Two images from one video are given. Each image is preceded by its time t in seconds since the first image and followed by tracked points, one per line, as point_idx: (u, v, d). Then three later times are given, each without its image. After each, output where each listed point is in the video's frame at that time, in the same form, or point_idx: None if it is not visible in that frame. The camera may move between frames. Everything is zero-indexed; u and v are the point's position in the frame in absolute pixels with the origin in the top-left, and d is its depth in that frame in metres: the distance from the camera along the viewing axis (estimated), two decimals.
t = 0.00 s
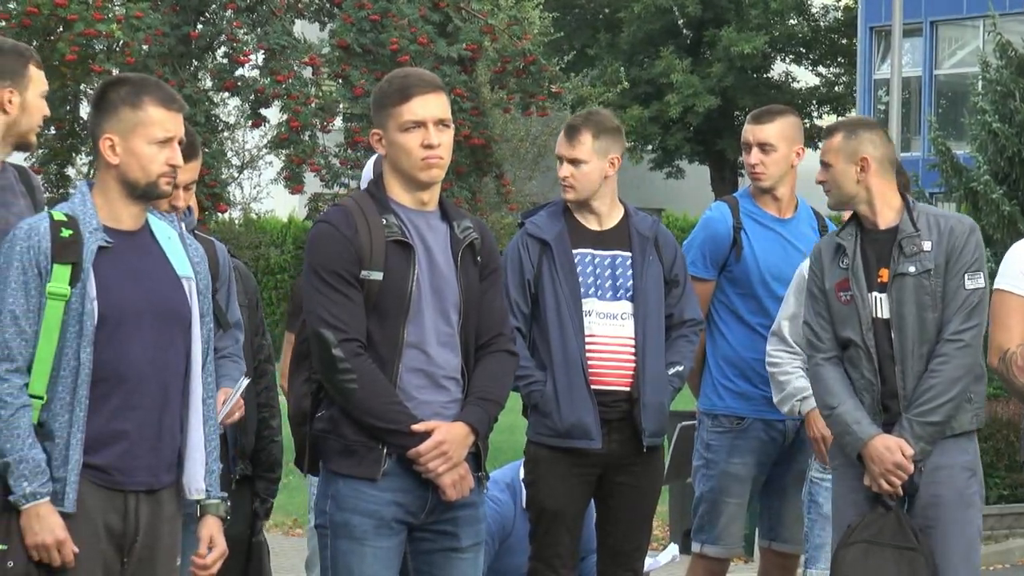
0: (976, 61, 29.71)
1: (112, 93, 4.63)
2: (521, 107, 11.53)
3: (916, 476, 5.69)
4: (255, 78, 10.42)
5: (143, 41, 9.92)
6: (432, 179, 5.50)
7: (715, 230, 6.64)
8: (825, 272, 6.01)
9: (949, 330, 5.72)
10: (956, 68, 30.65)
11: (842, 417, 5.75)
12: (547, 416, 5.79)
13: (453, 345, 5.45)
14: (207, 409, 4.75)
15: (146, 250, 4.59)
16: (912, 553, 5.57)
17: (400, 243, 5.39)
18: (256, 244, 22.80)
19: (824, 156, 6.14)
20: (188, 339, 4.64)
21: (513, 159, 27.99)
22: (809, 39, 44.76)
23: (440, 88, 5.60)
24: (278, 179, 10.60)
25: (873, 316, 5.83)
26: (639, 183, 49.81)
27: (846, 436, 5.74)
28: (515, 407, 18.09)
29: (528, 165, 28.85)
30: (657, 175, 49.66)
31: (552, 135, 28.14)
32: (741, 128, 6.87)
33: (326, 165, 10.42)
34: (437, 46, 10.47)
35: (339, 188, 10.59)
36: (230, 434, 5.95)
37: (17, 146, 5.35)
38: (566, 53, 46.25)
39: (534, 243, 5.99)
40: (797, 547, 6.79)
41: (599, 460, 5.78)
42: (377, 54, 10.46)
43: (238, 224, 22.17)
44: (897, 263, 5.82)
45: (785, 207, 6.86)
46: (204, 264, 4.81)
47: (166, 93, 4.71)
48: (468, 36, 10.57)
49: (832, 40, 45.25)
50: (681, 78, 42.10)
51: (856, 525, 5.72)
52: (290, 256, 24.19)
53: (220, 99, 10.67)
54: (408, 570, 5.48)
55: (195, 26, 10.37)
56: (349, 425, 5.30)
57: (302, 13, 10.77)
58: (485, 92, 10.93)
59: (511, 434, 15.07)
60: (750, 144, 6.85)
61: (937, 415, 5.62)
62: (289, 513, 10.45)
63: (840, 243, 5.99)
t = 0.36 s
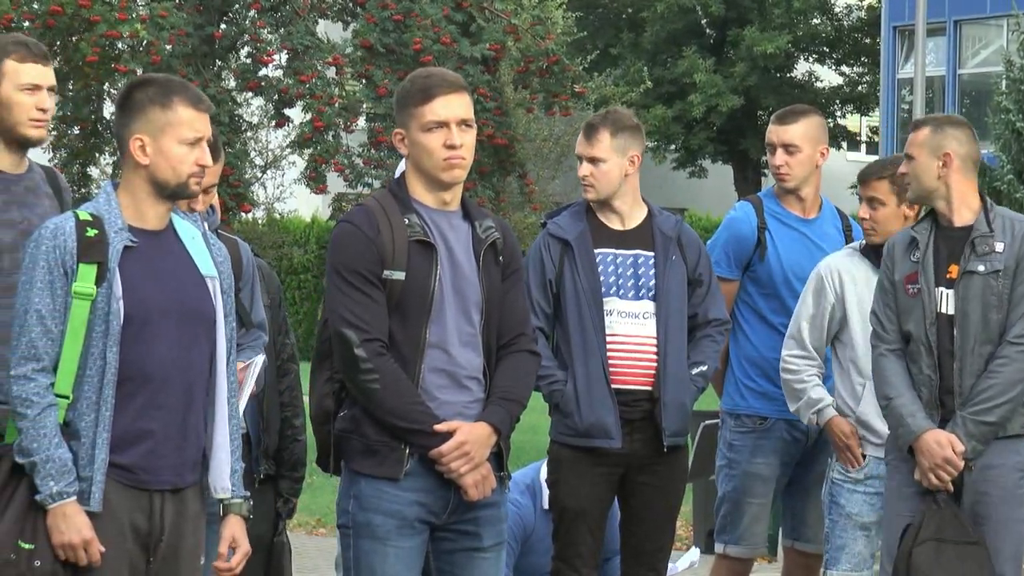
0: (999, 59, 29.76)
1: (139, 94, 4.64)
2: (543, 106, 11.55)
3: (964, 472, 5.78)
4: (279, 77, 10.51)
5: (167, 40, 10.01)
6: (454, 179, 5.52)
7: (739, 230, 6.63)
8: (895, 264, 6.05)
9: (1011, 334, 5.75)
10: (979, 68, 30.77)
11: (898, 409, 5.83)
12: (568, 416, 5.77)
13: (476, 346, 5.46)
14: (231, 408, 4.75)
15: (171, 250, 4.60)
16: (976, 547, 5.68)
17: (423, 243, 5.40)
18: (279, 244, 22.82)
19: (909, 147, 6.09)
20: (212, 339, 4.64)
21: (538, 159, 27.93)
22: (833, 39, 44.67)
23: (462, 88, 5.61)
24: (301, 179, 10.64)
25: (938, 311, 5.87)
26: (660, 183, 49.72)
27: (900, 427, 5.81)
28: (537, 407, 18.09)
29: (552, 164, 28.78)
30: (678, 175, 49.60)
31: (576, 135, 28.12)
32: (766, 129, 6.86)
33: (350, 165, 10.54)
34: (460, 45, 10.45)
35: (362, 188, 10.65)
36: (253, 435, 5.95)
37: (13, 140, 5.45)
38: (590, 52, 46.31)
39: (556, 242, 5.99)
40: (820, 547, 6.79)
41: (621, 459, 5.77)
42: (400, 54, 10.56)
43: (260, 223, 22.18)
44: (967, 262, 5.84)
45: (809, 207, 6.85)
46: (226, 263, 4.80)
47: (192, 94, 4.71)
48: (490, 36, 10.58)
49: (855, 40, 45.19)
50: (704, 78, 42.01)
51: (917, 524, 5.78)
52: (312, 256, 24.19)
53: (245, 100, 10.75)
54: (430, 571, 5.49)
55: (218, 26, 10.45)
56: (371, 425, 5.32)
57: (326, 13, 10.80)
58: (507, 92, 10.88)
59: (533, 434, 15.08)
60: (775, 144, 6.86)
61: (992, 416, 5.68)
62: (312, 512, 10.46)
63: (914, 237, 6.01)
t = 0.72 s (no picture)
0: None
1: (180, 98, 4.66)
2: (571, 107, 11.43)
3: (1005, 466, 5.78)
4: (306, 77, 10.50)
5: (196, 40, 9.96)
6: (479, 179, 5.65)
7: (766, 229, 6.65)
8: (946, 258, 6.08)
9: None
10: (1007, 67, 31.53)
11: (941, 400, 5.86)
12: (596, 416, 5.77)
13: (500, 345, 5.61)
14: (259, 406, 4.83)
15: (197, 249, 4.62)
16: (1017, 542, 5.70)
17: (447, 243, 5.55)
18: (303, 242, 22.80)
19: (969, 145, 6.14)
20: (240, 336, 4.69)
21: (564, 159, 27.86)
22: (860, 38, 44.59)
23: (487, 88, 5.73)
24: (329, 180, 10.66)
25: (986, 304, 5.88)
26: (690, 182, 49.58)
27: (941, 419, 5.84)
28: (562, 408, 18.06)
29: (578, 164, 28.70)
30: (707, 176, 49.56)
31: (603, 134, 28.01)
32: (793, 128, 6.89)
33: (377, 165, 10.50)
34: (488, 45, 10.52)
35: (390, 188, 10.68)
36: (281, 434, 5.99)
37: (35, 138, 5.45)
38: (617, 51, 46.22)
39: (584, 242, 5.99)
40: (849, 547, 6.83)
41: (650, 459, 5.77)
42: (428, 53, 10.58)
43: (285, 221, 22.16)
44: (1019, 257, 5.84)
45: (837, 206, 6.87)
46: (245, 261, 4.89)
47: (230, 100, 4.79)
48: (518, 35, 10.59)
49: (883, 39, 44.98)
50: (730, 78, 41.90)
51: (955, 517, 5.82)
52: (339, 256, 24.17)
53: (272, 100, 10.80)
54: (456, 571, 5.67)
55: (246, 25, 10.55)
56: (397, 425, 5.48)
57: (352, 13, 10.99)
58: (534, 92, 10.92)
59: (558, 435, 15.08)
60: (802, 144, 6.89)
61: None
62: (338, 512, 10.47)
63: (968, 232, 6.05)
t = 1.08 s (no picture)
0: None
1: (217, 99, 4.69)
2: (599, 105, 11.47)
3: None
4: (335, 77, 10.66)
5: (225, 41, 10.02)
6: (507, 179, 5.64)
7: (795, 228, 6.68)
8: (980, 254, 6.07)
9: None
10: None
11: (971, 396, 5.84)
12: (626, 416, 5.78)
13: (529, 345, 5.62)
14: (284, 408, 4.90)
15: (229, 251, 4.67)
16: None
17: (476, 242, 5.55)
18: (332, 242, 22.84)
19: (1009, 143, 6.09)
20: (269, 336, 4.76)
21: (594, 159, 27.83)
22: (889, 37, 44.47)
23: (515, 88, 5.72)
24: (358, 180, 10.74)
25: (1018, 301, 5.86)
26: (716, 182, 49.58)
27: (971, 415, 5.82)
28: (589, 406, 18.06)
29: (608, 164, 28.63)
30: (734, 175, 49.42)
31: (631, 135, 27.97)
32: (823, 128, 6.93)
33: (406, 165, 10.65)
34: (516, 45, 10.55)
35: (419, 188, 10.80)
36: (315, 433, 6.12)
37: (69, 138, 5.48)
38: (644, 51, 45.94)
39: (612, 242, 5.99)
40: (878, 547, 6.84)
41: (681, 460, 5.77)
42: (457, 53, 10.64)
43: (314, 221, 22.21)
44: None
45: (866, 206, 6.88)
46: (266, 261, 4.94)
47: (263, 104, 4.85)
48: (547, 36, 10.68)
49: (912, 38, 44.83)
50: (760, 77, 42.12)
51: (977, 515, 5.78)
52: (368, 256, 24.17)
53: (301, 99, 10.89)
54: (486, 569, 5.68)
55: (275, 27, 10.61)
56: (426, 424, 5.49)
57: (382, 12, 11.09)
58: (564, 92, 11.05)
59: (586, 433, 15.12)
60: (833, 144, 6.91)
61: None
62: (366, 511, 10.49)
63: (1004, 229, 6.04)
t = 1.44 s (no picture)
0: None
1: (247, 99, 4.70)
2: (625, 106, 11.51)
3: None
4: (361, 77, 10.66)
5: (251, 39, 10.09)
6: (532, 179, 5.63)
7: (820, 227, 6.68)
8: (1003, 252, 6.03)
9: None
10: None
11: (993, 396, 5.82)
12: (652, 416, 5.78)
13: (555, 344, 5.62)
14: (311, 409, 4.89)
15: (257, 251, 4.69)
16: None
17: (500, 242, 5.56)
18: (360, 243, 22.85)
19: None
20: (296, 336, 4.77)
21: (622, 159, 27.78)
22: (916, 36, 44.23)
23: (540, 88, 5.72)
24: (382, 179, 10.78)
25: None
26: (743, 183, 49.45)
27: (992, 413, 5.79)
28: (615, 406, 18.02)
29: (634, 164, 28.54)
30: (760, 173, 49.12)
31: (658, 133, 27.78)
32: (850, 126, 6.94)
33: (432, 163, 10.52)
34: (541, 45, 10.52)
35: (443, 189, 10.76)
36: (344, 432, 6.17)
37: (98, 138, 5.50)
38: (670, 51, 45.80)
39: (637, 242, 5.99)
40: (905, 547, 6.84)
41: (706, 459, 5.77)
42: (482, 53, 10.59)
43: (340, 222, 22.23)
44: None
45: (890, 205, 6.87)
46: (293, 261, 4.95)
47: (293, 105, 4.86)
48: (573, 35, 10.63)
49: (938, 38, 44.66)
50: (785, 78, 41.72)
51: (995, 514, 5.69)
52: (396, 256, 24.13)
53: (327, 100, 10.97)
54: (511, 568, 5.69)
55: (301, 27, 10.66)
56: (451, 424, 5.49)
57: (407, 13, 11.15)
58: (588, 91, 10.98)
59: (612, 432, 15.11)
60: (860, 142, 6.91)
61: None
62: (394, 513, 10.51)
63: None
